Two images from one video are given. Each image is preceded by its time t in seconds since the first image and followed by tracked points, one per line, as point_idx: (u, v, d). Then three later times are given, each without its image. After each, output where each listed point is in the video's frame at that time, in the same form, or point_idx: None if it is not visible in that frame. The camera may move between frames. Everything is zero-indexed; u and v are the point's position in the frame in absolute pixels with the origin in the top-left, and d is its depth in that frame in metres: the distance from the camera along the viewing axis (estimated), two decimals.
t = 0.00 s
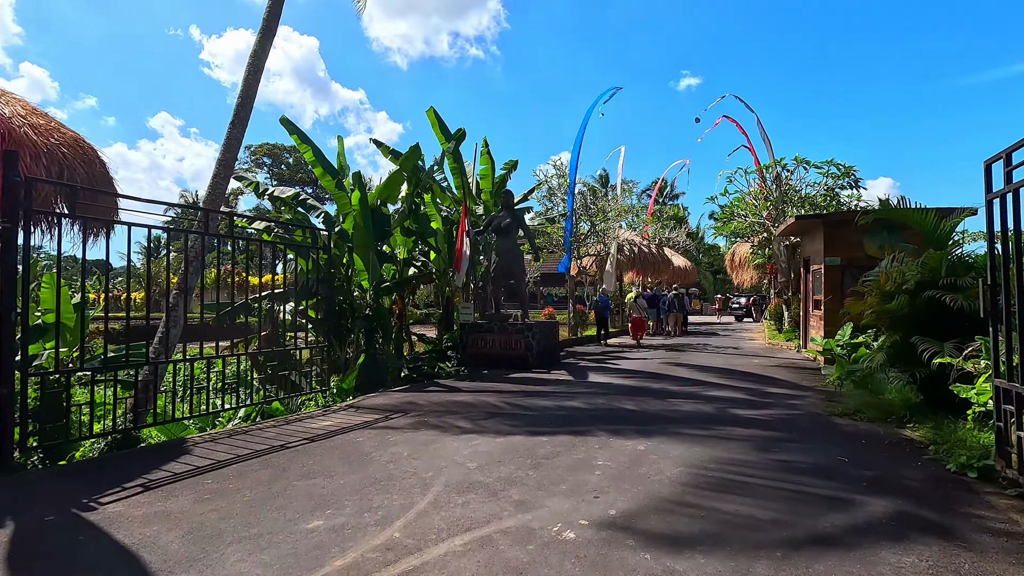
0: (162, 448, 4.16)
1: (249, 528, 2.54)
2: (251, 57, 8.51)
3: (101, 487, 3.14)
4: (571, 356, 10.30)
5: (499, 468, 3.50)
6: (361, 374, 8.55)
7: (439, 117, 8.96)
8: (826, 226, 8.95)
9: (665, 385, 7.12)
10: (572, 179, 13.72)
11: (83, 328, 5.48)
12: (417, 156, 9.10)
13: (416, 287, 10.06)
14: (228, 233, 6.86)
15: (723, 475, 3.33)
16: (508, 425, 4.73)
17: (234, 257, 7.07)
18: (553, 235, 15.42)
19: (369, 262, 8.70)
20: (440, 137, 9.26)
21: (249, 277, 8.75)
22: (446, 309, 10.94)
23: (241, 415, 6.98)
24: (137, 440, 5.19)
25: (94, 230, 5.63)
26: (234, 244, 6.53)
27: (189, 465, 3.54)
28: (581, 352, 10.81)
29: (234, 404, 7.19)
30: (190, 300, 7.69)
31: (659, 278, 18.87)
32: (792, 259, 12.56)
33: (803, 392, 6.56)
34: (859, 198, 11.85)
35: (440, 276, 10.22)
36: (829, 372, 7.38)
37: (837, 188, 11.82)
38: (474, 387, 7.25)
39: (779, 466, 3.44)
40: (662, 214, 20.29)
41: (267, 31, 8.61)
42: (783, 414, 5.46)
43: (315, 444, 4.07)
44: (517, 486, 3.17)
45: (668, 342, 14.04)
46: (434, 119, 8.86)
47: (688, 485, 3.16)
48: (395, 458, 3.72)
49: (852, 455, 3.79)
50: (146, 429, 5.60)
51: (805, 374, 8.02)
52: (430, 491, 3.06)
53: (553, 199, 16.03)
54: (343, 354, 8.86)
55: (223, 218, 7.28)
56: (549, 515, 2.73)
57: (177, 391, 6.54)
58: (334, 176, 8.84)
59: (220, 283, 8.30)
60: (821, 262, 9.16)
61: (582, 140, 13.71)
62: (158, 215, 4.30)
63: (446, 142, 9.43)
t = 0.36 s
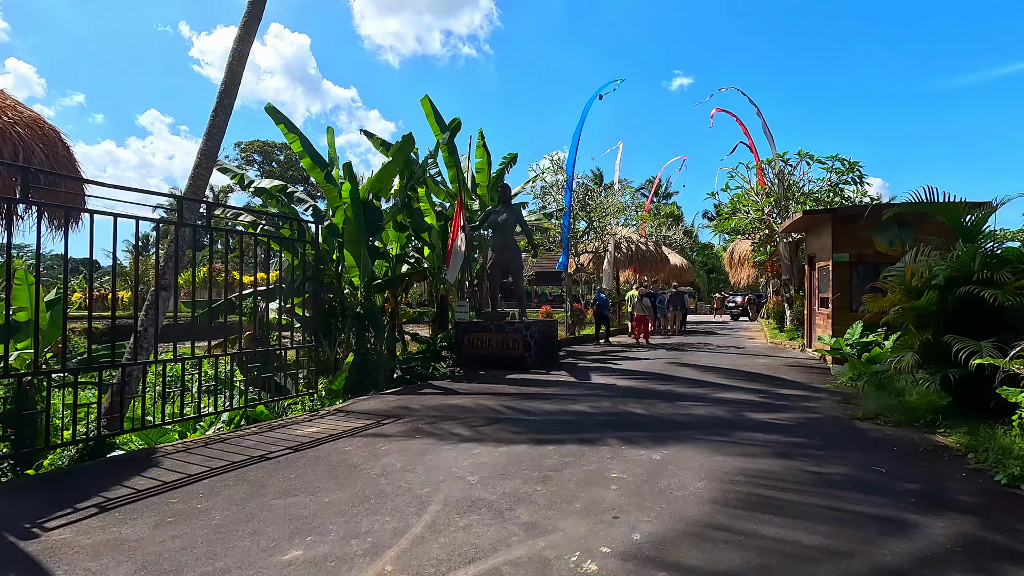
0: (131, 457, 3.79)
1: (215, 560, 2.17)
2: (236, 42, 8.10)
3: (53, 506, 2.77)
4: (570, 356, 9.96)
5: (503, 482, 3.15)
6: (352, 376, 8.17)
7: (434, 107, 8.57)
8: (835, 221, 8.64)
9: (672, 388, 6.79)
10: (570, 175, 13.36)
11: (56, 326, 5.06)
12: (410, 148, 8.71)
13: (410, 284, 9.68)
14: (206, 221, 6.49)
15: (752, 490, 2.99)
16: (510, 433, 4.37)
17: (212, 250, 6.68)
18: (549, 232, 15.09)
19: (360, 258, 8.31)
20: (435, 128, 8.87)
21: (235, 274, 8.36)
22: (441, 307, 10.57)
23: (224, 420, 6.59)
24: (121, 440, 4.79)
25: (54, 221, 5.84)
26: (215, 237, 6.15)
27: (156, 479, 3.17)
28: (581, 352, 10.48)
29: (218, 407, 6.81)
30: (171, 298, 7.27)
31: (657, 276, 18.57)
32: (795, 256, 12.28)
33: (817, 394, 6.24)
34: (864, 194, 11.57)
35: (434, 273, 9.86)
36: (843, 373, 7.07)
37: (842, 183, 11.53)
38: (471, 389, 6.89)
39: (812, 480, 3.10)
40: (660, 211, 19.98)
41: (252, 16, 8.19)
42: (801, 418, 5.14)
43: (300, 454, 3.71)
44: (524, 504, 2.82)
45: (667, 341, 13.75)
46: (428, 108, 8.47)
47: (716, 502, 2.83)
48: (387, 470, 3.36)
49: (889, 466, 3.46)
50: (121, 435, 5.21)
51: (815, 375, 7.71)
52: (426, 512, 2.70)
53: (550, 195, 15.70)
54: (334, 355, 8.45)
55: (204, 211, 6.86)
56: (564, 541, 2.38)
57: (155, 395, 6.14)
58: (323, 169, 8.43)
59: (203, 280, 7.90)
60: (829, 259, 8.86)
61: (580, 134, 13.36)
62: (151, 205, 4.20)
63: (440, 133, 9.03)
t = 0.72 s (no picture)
0: (90, 476, 3.38)
1: None
2: (215, 27, 7.66)
3: None
4: (566, 358, 9.63)
5: (507, 506, 2.79)
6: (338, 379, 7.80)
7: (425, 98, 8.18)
8: (840, 219, 8.38)
9: (675, 393, 6.48)
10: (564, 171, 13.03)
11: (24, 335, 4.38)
12: (400, 141, 8.32)
13: (400, 283, 9.32)
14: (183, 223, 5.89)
15: (789, 517, 2.67)
16: (510, 448, 4.02)
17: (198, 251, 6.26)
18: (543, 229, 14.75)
19: (347, 256, 7.92)
20: (426, 120, 8.49)
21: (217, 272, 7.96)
22: (432, 307, 10.19)
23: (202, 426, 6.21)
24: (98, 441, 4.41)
25: (1, 215, 5.37)
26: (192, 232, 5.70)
27: (110, 505, 2.77)
28: (577, 353, 10.16)
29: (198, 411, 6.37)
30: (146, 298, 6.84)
31: (651, 276, 18.31)
32: (795, 255, 12.05)
33: (829, 399, 5.96)
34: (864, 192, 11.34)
35: (425, 271, 9.48)
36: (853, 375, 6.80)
37: (842, 180, 11.32)
38: (466, 394, 6.54)
39: (855, 506, 2.78)
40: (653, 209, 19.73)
41: None
42: (817, 426, 4.85)
43: (278, 472, 3.33)
44: (533, 534, 2.47)
45: (663, 341, 13.48)
46: (420, 100, 8.08)
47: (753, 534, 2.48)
48: (376, 491, 2.99)
49: (931, 483, 3.16)
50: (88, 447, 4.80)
51: (821, 377, 7.44)
52: (421, 546, 2.35)
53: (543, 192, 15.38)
54: (320, 357, 8.08)
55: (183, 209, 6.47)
56: None
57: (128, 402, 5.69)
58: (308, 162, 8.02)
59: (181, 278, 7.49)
60: (834, 257, 8.59)
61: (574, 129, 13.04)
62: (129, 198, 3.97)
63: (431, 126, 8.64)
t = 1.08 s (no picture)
0: (46, 505, 2.96)
1: None
2: (198, 16, 7.26)
3: None
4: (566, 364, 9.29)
5: (523, 542, 2.42)
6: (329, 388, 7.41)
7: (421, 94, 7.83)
8: (850, 220, 8.11)
9: (686, 403, 6.14)
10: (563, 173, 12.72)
11: None
12: (395, 138, 7.95)
13: (394, 286, 8.96)
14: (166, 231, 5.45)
15: (848, 553, 2.33)
16: (518, 468, 3.66)
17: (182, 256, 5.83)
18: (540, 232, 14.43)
19: (338, 259, 7.55)
20: (422, 117, 8.13)
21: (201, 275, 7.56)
22: (427, 311, 9.83)
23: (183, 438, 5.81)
24: (69, 462, 4.01)
25: None
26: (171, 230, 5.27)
27: (59, 545, 2.38)
28: (577, 360, 9.82)
29: (180, 425, 5.96)
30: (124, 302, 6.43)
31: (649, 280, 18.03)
32: (798, 259, 11.81)
33: (849, 410, 5.65)
34: (869, 194, 11.11)
35: (419, 274, 9.12)
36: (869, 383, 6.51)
37: (847, 183, 11.08)
38: (464, 404, 6.17)
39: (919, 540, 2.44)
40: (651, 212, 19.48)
41: None
42: (844, 440, 4.52)
43: (259, 500, 2.95)
44: None
45: (663, 347, 13.19)
46: (415, 95, 7.73)
47: None
48: (371, 524, 2.62)
49: (993, 510, 2.83)
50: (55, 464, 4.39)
51: (834, 385, 7.15)
52: None
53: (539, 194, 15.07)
54: (310, 364, 7.68)
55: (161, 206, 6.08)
56: None
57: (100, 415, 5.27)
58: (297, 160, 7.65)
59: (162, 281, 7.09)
60: (844, 260, 8.32)
61: (573, 129, 12.72)
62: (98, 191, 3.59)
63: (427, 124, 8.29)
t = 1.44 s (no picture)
0: None
1: None
2: (180, 15, 6.92)
3: None
4: (564, 380, 8.93)
5: None
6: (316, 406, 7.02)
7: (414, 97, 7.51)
8: (857, 231, 7.86)
9: (693, 422, 5.80)
10: (559, 182, 12.46)
11: None
12: (387, 144, 7.62)
13: (385, 298, 8.60)
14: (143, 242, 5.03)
15: None
16: (524, 502, 3.29)
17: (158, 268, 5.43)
18: (536, 243, 14.13)
19: (326, 269, 7.18)
20: (416, 121, 7.82)
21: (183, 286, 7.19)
22: (419, 324, 9.47)
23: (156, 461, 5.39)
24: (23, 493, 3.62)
25: None
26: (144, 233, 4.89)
27: None
28: (575, 375, 9.47)
29: (154, 447, 5.55)
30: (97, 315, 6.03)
31: (645, 292, 17.77)
32: (798, 270, 11.58)
33: (868, 430, 5.33)
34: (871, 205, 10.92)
35: (411, 285, 8.82)
36: (884, 401, 6.22)
37: (848, 193, 10.89)
38: (458, 424, 5.79)
39: None
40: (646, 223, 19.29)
41: None
42: (871, 466, 4.20)
43: (227, 547, 2.57)
44: None
45: (660, 360, 12.87)
46: (409, 98, 7.42)
47: None
48: None
49: None
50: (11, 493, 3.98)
51: (845, 402, 6.84)
52: None
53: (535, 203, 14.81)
54: (295, 380, 7.29)
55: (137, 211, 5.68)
56: None
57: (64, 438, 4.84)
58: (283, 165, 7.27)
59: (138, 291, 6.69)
60: (851, 271, 8.07)
61: (569, 138, 12.47)
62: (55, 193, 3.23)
63: (421, 128, 7.96)
